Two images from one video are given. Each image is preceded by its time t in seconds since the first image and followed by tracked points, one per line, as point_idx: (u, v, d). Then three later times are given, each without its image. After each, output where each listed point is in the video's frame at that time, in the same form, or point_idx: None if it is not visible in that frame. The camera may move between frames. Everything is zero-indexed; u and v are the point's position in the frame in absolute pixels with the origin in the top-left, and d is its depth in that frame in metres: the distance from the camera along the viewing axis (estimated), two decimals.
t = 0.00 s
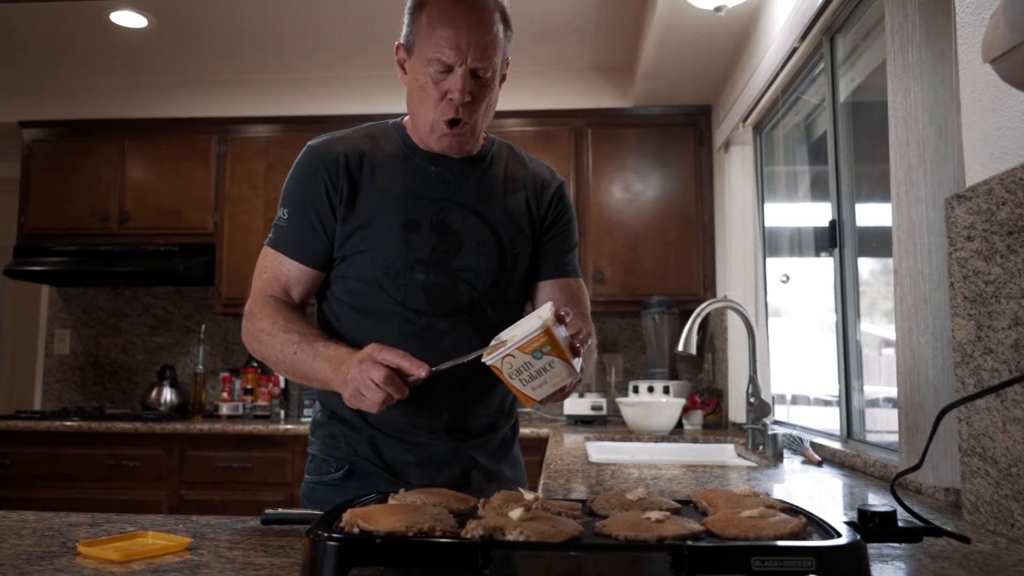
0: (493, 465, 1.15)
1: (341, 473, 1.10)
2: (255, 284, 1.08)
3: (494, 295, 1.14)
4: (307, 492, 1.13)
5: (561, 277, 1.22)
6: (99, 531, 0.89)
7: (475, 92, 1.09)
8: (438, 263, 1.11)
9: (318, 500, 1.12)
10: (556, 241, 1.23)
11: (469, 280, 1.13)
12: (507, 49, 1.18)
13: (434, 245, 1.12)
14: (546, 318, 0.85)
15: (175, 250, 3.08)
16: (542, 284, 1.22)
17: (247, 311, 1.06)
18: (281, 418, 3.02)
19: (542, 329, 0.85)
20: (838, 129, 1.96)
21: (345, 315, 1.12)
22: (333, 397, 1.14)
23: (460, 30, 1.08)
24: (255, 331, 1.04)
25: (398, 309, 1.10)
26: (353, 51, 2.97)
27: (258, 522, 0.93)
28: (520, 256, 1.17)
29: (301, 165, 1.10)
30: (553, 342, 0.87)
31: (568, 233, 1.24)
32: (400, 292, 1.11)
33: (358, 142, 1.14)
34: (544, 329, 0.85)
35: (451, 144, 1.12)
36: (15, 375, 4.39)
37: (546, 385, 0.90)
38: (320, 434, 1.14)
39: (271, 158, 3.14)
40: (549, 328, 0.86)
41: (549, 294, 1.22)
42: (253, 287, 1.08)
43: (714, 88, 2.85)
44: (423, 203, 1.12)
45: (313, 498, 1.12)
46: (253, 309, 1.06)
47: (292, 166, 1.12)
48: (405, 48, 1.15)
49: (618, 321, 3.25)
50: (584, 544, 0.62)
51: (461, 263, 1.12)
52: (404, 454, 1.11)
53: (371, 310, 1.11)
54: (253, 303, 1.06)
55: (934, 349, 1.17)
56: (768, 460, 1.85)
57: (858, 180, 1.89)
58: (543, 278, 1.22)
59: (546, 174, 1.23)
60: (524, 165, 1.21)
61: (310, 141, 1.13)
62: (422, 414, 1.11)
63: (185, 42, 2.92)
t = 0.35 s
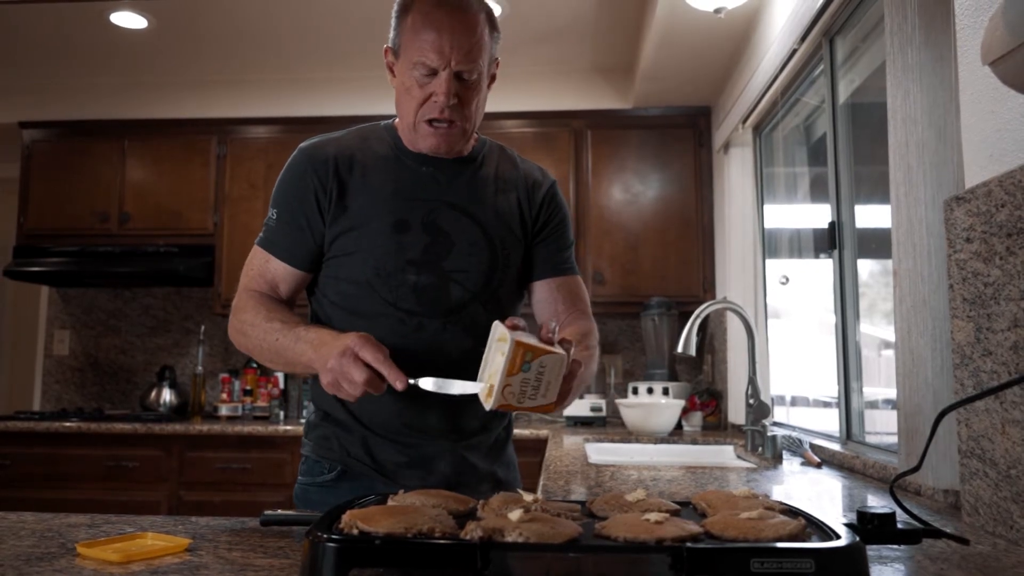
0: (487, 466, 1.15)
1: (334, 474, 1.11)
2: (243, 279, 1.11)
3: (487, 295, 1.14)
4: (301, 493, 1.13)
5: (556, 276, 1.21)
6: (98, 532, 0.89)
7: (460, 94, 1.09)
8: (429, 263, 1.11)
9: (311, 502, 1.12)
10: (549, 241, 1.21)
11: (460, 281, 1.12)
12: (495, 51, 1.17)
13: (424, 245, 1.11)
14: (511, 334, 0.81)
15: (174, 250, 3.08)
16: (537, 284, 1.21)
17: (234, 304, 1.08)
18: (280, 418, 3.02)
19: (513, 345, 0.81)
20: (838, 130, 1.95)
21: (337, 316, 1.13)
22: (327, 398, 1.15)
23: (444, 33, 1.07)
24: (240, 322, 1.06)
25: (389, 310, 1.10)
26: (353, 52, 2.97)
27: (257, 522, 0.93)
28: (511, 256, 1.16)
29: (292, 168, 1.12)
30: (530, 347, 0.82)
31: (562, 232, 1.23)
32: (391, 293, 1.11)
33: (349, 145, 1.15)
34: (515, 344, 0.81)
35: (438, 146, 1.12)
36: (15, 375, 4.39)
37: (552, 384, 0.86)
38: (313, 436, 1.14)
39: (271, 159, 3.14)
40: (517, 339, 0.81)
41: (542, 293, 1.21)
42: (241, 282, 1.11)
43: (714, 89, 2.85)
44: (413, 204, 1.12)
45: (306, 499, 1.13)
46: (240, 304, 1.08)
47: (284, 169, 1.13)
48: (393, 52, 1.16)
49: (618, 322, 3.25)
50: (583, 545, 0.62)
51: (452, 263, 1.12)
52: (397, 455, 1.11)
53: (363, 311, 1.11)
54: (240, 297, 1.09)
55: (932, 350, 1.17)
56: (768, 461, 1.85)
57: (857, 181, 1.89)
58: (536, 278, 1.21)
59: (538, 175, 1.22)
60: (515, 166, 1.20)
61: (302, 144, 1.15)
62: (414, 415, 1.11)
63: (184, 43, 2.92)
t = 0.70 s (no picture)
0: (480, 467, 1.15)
1: (326, 477, 1.11)
2: (245, 296, 1.10)
3: (477, 298, 1.14)
4: (294, 496, 1.13)
5: (547, 276, 1.19)
6: (95, 534, 0.89)
7: (444, 96, 1.09)
8: (418, 267, 1.11)
9: (304, 505, 1.12)
10: (538, 241, 1.20)
11: (450, 284, 1.12)
12: (480, 51, 1.17)
13: (414, 248, 1.11)
14: (475, 392, 0.77)
15: (173, 253, 3.08)
16: (523, 284, 1.20)
17: (236, 324, 1.07)
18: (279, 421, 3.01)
19: (478, 405, 0.77)
20: (836, 134, 1.95)
21: (329, 321, 1.13)
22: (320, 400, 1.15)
23: (426, 35, 1.07)
24: (240, 346, 1.04)
25: (380, 313, 1.11)
26: (352, 54, 2.97)
27: (255, 525, 0.93)
28: (501, 258, 1.16)
29: (282, 174, 1.12)
30: (496, 403, 0.78)
31: (552, 231, 1.21)
32: (381, 296, 1.11)
33: (338, 149, 1.15)
34: (479, 404, 0.77)
35: (424, 148, 1.11)
36: (13, 378, 4.38)
37: (522, 438, 0.82)
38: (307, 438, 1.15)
39: (270, 161, 3.14)
40: (482, 397, 0.77)
41: (528, 293, 1.19)
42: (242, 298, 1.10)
43: (713, 92, 2.85)
44: (403, 208, 1.12)
45: (300, 501, 1.13)
46: (241, 324, 1.06)
47: (274, 175, 1.14)
48: (377, 56, 1.15)
49: (617, 324, 3.25)
50: (582, 548, 0.62)
51: (442, 266, 1.12)
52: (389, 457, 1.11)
53: (353, 314, 1.11)
54: (241, 316, 1.07)
55: (930, 352, 1.17)
56: (766, 464, 1.85)
57: (855, 184, 1.89)
58: (524, 279, 1.19)
59: (527, 175, 1.22)
60: (503, 168, 1.20)
61: (291, 150, 1.15)
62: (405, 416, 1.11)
63: (184, 45, 2.92)
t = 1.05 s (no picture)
0: (477, 469, 1.14)
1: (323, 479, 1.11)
2: (237, 304, 1.11)
3: (473, 298, 1.13)
4: (292, 498, 1.14)
5: (543, 276, 1.19)
6: (92, 536, 0.89)
7: (430, 98, 1.08)
8: (413, 269, 1.11)
9: (301, 507, 1.12)
10: (534, 239, 1.19)
11: (445, 285, 1.12)
12: (465, 50, 1.16)
13: (408, 250, 1.12)
14: (503, 390, 0.77)
15: (171, 254, 3.08)
16: (522, 284, 1.19)
17: (228, 336, 1.09)
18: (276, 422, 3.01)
19: (503, 403, 0.77)
20: (835, 136, 1.95)
21: (326, 325, 1.13)
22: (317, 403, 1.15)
23: (409, 38, 1.07)
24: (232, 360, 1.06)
25: (375, 316, 1.11)
26: (350, 56, 2.97)
27: (252, 527, 0.93)
28: (496, 258, 1.15)
29: (273, 181, 1.13)
30: (519, 408, 0.78)
31: (548, 229, 1.20)
32: (376, 299, 1.11)
33: (329, 153, 1.15)
34: (505, 403, 0.77)
35: (412, 151, 1.11)
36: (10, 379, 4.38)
37: (534, 447, 0.82)
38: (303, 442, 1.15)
39: (268, 163, 3.15)
40: (509, 397, 0.77)
41: (527, 294, 1.19)
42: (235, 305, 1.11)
43: (711, 94, 2.85)
44: (395, 210, 1.12)
45: (297, 504, 1.13)
46: (233, 337, 1.08)
47: (266, 182, 1.14)
48: (361, 58, 1.15)
49: (615, 325, 3.25)
50: (579, 550, 0.62)
51: (437, 267, 1.12)
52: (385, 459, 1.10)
53: (348, 318, 1.12)
54: (234, 329, 1.09)
55: (928, 353, 1.17)
56: (763, 466, 1.85)
57: (853, 186, 1.90)
58: (521, 278, 1.19)
59: (520, 172, 1.21)
60: (496, 166, 1.19)
61: (282, 156, 1.16)
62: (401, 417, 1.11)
63: (182, 46, 2.92)
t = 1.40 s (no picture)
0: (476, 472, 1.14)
1: (320, 481, 1.10)
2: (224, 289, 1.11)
3: (470, 300, 1.14)
4: (286, 502, 1.12)
5: (542, 280, 1.19)
6: (89, 538, 0.88)
7: (433, 100, 1.08)
8: (410, 269, 1.11)
9: (296, 510, 1.11)
10: (533, 242, 1.19)
11: (442, 286, 1.12)
12: (467, 52, 1.16)
13: (405, 251, 1.11)
14: (476, 372, 0.80)
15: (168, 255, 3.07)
16: (524, 288, 1.20)
17: (211, 315, 1.08)
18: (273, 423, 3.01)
19: (474, 384, 0.79)
20: (832, 138, 1.95)
21: (321, 325, 1.13)
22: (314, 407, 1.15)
23: (413, 40, 1.07)
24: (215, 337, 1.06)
25: (371, 316, 1.11)
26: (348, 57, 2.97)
27: (249, 529, 0.93)
28: (494, 260, 1.15)
29: (271, 178, 1.12)
30: (490, 391, 0.80)
31: (548, 233, 1.20)
32: (373, 299, 1.11)
33: (327, 152, 1.15)
34: (476, 384, 0.79)
35: (415, 152, 1.11)
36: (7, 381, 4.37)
37: (508, 439, 0.82)
38: (299, 443, 1.14)
39: (265, 164, 3.15)
40: (481, 380, 0.80)
41: (529, 298, 1.20)
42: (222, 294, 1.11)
43: (709, 96, 2.85)
44: (393, 210, 1.12)
45: (292, 507, 1.11)
46: (218, 316, 1.08)
47: (263, 180, 1.14)
48: (363, 59, 1.15)
49: (613, 327, 3.26)
50: (576, 552, 0.62)
51: (433, 268, 1.12)
52: (383, 462, 1.10)
53: (344, 318, 1.12)
54: (218, 308, 1.09)
55: (925, 356, 1.17)
56: (761, 468, 1.85)
57: (850, 188, 1.90)
58: (521, 281, 1.19)
59: (520, 175, 1.21)
60: (495, 169, 1.19)
61: (280, 154, 1.15)
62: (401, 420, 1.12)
63: (180, 48, 2.92)
